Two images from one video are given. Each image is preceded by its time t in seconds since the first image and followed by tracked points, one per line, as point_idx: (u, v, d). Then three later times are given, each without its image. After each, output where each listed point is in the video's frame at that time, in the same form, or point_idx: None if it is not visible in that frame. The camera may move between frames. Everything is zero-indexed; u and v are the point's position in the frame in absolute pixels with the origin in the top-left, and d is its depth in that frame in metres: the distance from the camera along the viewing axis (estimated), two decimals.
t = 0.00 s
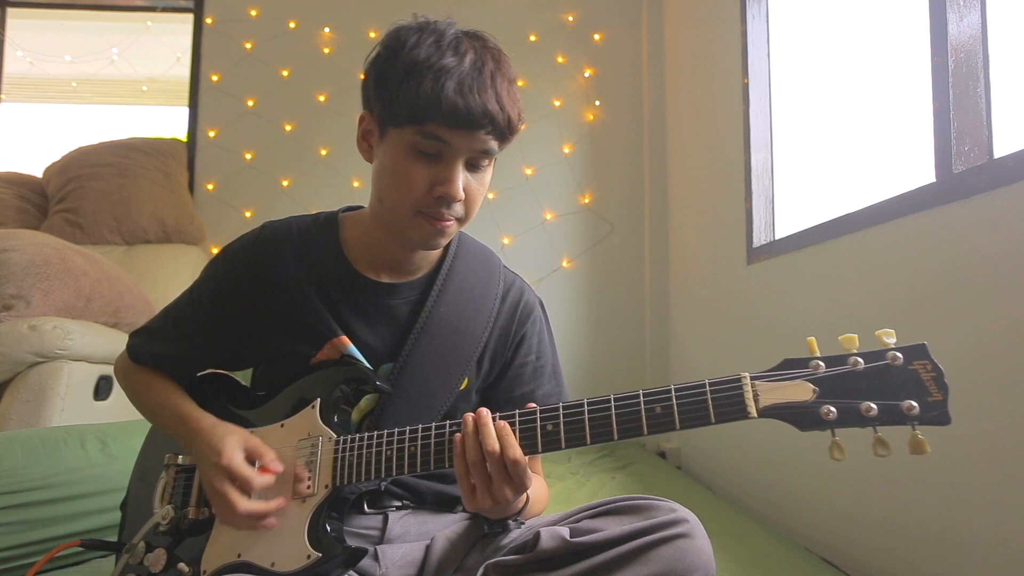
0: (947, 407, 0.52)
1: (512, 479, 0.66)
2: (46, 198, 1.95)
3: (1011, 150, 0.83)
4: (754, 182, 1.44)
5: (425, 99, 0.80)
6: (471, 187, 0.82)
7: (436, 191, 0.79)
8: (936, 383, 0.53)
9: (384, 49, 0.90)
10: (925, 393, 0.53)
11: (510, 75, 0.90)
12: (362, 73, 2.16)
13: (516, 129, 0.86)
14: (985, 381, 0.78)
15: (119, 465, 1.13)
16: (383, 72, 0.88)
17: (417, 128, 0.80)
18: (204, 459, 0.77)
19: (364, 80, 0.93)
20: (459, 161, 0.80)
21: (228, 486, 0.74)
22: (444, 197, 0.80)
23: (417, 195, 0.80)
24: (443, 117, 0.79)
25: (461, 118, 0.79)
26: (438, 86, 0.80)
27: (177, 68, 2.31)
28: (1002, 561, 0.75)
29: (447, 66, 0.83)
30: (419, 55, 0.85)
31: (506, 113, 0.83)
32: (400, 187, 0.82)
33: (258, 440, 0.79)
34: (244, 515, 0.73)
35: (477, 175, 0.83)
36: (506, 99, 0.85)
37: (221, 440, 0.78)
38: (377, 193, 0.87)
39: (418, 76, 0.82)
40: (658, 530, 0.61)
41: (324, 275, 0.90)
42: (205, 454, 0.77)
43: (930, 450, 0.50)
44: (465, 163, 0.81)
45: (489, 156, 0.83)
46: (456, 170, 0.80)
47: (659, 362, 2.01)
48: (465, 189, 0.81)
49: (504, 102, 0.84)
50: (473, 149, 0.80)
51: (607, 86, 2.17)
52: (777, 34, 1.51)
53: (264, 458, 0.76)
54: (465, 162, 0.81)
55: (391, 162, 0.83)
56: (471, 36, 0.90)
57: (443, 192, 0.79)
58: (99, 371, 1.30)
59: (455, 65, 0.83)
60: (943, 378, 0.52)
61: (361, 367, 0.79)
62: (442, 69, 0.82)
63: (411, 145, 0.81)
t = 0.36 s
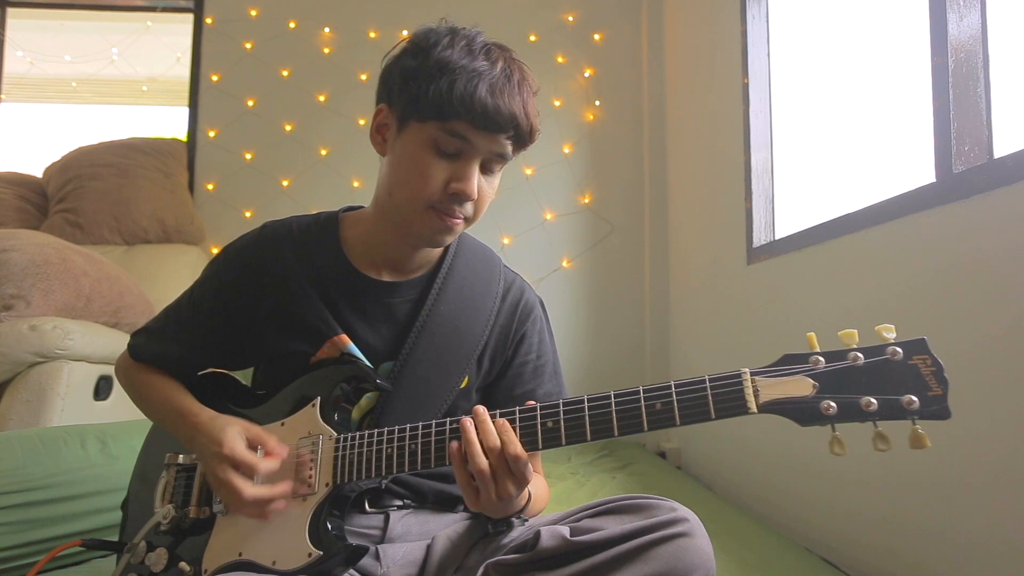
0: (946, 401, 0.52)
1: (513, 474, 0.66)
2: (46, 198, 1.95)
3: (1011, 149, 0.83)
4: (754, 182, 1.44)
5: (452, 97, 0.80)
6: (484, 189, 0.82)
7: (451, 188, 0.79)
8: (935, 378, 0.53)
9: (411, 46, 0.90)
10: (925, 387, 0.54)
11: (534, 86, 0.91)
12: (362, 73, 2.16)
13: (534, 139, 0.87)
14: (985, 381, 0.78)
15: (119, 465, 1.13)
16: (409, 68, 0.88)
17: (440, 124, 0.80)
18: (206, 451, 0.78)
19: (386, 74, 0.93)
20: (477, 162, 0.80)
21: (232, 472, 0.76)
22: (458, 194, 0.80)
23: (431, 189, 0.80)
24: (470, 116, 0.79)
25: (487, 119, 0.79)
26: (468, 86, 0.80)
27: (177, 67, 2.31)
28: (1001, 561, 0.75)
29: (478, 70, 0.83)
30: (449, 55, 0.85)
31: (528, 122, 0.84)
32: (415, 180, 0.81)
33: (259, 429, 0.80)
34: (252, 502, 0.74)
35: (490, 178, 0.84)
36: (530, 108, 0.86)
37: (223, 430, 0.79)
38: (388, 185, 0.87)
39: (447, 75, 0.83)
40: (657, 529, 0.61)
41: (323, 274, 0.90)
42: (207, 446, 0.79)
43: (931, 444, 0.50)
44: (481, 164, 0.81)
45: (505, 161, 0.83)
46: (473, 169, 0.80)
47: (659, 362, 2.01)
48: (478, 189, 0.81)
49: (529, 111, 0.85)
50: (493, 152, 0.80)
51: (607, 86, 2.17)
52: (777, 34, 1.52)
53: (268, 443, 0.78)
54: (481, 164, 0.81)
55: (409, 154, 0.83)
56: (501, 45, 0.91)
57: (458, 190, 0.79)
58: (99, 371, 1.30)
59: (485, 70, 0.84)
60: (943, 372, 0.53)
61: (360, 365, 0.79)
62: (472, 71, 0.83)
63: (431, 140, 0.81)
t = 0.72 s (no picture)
0: (939, 386, 0.52)
1: (503, 469, 0.66)
2: (46, 198, 1.95)
3: (1011, 149, 0.83)
4: (754, 182, 1.44)
5: (426, 92, 0.80)
6: (467, 181, 0.82)
7: (432, 183, 0.79)
8: (928, 363, 0.53)
9: (383, 46, 0.91)
10: (918, 372, 0.53)
11: (509, 76, 0.91)
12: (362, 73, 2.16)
13: (512, 128, 0.87)
14: (985, 381, 0.78)
15: (119, 465, 1.13)
16: (382, 68, 0.88)
17: (416, 120, 0.80)
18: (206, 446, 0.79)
19: (363, 77, 0.94)
20: (457, 155, 0.80)
21: (234, 460, 0.76)
22: (440, 189, 0.79)
23: (413, 186, 0.80)
24: (444, 110, 0.79)
25: (461, 111, 0.79)
26: (439, 80, 0.81)
27: (177, 68, 2.31)
28: (1000, 562, 0.75)
29: (449, 62, 0.84)
30: (420, 51, 0.85)
31: (504, 110, 0.84)
32: (396, 178, 0.81)
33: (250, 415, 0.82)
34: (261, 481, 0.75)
35: (473, 170, 0.83)
36: (505, 97, 0.86)
37: (217, 421, 0.80)
38: (372, 186, 0.87)
39: (419, 70, 0.83)
40: (655, 526, 0.61)
41: (316, 274, 0.90)
42: (206, 441, 0.79)
43: (923, 429, 0.50)
44: (462, 157, 0.81)
45: (486, 152, 0.83)
46: (453, 162, 0.80)
47: (659, 361, 2.01)
48: (461, 182, 0.81)
49: (503, 100, 0.85)
50: (471, 143, 0.80)
51: (607, 86, 2.17)
52: (777, 34, 1.52)
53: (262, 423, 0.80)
54: (461, 157, 0.81)
55: (389, 153, 0.83)
56: (473, 37, 0.91)
57: (440, 185, 0.79)
58: (98, 371, 1.30)
59: (456, 62, 0.84)
60: (936, 357, 0.53)
61: (356, 365, 0.80)
62: (444, 64, 0.83)
63: (409, 138, 0.81)
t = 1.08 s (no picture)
0: (943, 394, 0.52)
1: (507, 474, 0.66)
2: (46, 198, 1.95)
3: (1011, 150, 0.83)
4: (754, 182, 1.45)
5: (423, 89, 0.81)
6: (466, 178, 0.82)
7: (431, 179, 0.79)
8: (932, 371, 0.53)
9: (381, 43, 0.91)
10: (922, 380, 0.54)
11: (506, 71, 0.91)
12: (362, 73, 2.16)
13: (511, 123, 0.87)
14: (986, 381, 0.78)
15: (119, 465, 1.13)
16: (380, 65, 0.89)
17: (413, 117, 0.80)
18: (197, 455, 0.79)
19: (361, 74, 0.94)
20: (455, 151, 0.80)
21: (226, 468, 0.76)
22: (438, 186, 0.79)
23: (412, 184, 0.80)
24: (441, 106, 0.80)
25: (458, 107, 0.79)
26: (436, 77, 0.81)
27: (177, 68, 2.31)
28: (1000, 563, 0.75)
29: (445, 59, 0.84)
30: (417, 48, 0.86)
31: (501, 105, 0.84)
32: (395, 175, 0.81)
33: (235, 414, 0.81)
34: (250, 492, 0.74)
35: (472, 167, 0.83)
36: (503, 93, 0.85)
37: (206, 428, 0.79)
38: (371, 183, 0.87)
39: (416, 67, 0.83)
40: (656, 529, 0.61)
41: (317, 272, 0.90)
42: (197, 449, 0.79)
43: (928, 437, 0.50)
44: (460, 154, 0.81)
45: (484, 149, 0.83)
46: (452, 159, 0.80)
47: (659, 361, 2.01)
48: (460, 179, 0.81)
49: (501, 96, 0.85)
50: (469, 139, 0.80)
51: (607, 86, 2.17)
52: (777, 34, 1.52)
53: (249, 427, 0.79)
54: (460, 153, 0.81)
55: (387, 151, 0.83)
56: (469, 33, 0.92)
57: (438, 181, 0.79)
58: (98, 371, 1.30)
59: (453, 58, 0.84)
60: (940, 365, 0.53)
61: (357, 366, 0.79)
62: (440, 60, 0.83)
63: (407, 135, 0.81)
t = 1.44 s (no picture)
0: (950, 415, 0.52)
1: (514, 479, 0.66)
2: (46, 198, 1.95)
3: (1011, 150, 0.84)
4: (754, 182, 1.45)
5: (439, 109, 0.80)
6: (476, 199, 0.82)
7: (440, 201, 0.79)
8: (939, 391, 0.53)
9: (404, 52, 0.90)
10: (929, 400, 0.54)
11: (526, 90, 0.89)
12: (362, 73, 2.16)
13: (526, 146, 0.86)
14: (986, 381, 0.78)
15: (119, 465, 1.13)
16: (401, 76, 0.88)
17: (428, 136, 0.80)
18: (206, 452, 0.80)
19: (383, 80, 0.93)
20: (466, 173, 0.80)
21: (235, 471, 0.78)
22: (447, 207, 0.79)
23: (421, 202, 0.80)
24: (456, 128, 0.78)
25: (473, 131, 0.78)
26: (453, 98, 0.80)
27: (177, 68, 2.31)
28: (1001, 563, 0.75)
29: (465, 78, 0.82)
30: (438, 63, 0.84)
31: (517, 130, 0.83)
32: (406, 191, 0.82)
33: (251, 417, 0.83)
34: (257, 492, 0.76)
35: (483, 188, 0.83)
36: (519, 116, 0.84)
37: (218, 427, 0.81)
38: (383, 193, 0.87)
39: (435, 85, 0.82)
40: (657, 530, 0.61)
41: (328, 274, 0.90)
42: (205, 448, 0.80)
43: (934, 456, 0.50)
44: (472, 176, 0.81)
45: (497, 171, 0.83)
46: (463, 181, 0.80)
47: (659, 361, 2.01)
48: (470, 200, 0.81)
49: (518, 119, 0.84)
50: (482, 163, 0.80)
51: (607, 86, 2.17)
52: (777, 34, 1.52)
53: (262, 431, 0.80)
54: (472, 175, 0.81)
55: (400, 165, 0.83)
56: (493, 48, 0.90)
57: (448, 203, 0.79)
58: (99, 371, 1.30)
59: (472, 78, 0.83)
60: (947, 386, 0.53)
61: (366, 367, 0.80)
62: (460, 80, 0.82)
63: (421, 153, 0.80)
